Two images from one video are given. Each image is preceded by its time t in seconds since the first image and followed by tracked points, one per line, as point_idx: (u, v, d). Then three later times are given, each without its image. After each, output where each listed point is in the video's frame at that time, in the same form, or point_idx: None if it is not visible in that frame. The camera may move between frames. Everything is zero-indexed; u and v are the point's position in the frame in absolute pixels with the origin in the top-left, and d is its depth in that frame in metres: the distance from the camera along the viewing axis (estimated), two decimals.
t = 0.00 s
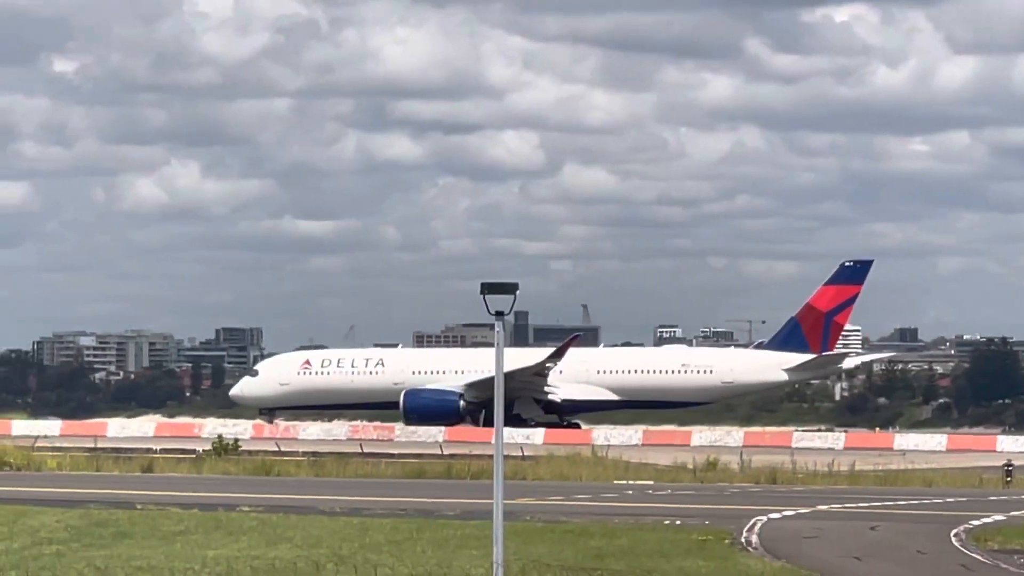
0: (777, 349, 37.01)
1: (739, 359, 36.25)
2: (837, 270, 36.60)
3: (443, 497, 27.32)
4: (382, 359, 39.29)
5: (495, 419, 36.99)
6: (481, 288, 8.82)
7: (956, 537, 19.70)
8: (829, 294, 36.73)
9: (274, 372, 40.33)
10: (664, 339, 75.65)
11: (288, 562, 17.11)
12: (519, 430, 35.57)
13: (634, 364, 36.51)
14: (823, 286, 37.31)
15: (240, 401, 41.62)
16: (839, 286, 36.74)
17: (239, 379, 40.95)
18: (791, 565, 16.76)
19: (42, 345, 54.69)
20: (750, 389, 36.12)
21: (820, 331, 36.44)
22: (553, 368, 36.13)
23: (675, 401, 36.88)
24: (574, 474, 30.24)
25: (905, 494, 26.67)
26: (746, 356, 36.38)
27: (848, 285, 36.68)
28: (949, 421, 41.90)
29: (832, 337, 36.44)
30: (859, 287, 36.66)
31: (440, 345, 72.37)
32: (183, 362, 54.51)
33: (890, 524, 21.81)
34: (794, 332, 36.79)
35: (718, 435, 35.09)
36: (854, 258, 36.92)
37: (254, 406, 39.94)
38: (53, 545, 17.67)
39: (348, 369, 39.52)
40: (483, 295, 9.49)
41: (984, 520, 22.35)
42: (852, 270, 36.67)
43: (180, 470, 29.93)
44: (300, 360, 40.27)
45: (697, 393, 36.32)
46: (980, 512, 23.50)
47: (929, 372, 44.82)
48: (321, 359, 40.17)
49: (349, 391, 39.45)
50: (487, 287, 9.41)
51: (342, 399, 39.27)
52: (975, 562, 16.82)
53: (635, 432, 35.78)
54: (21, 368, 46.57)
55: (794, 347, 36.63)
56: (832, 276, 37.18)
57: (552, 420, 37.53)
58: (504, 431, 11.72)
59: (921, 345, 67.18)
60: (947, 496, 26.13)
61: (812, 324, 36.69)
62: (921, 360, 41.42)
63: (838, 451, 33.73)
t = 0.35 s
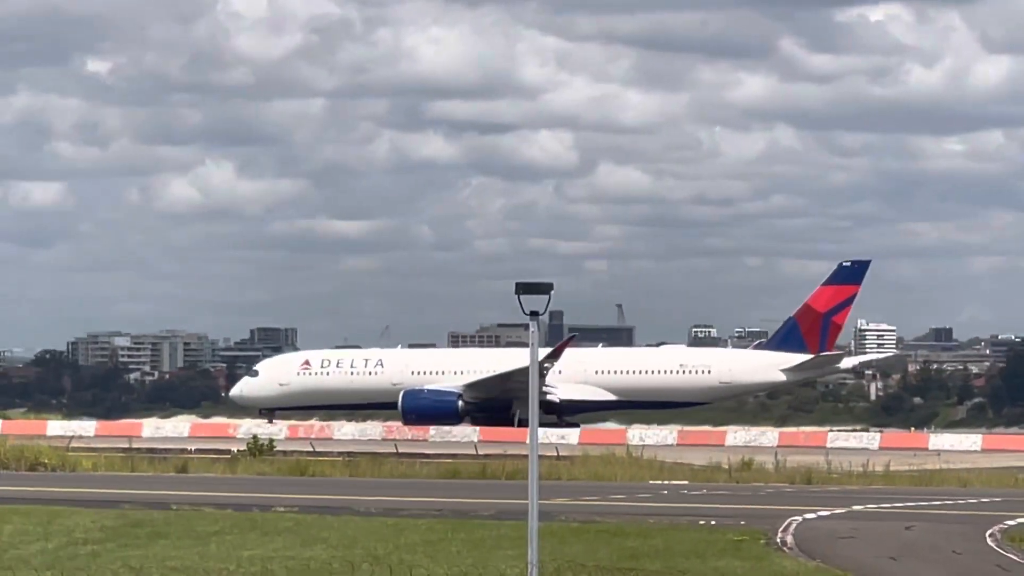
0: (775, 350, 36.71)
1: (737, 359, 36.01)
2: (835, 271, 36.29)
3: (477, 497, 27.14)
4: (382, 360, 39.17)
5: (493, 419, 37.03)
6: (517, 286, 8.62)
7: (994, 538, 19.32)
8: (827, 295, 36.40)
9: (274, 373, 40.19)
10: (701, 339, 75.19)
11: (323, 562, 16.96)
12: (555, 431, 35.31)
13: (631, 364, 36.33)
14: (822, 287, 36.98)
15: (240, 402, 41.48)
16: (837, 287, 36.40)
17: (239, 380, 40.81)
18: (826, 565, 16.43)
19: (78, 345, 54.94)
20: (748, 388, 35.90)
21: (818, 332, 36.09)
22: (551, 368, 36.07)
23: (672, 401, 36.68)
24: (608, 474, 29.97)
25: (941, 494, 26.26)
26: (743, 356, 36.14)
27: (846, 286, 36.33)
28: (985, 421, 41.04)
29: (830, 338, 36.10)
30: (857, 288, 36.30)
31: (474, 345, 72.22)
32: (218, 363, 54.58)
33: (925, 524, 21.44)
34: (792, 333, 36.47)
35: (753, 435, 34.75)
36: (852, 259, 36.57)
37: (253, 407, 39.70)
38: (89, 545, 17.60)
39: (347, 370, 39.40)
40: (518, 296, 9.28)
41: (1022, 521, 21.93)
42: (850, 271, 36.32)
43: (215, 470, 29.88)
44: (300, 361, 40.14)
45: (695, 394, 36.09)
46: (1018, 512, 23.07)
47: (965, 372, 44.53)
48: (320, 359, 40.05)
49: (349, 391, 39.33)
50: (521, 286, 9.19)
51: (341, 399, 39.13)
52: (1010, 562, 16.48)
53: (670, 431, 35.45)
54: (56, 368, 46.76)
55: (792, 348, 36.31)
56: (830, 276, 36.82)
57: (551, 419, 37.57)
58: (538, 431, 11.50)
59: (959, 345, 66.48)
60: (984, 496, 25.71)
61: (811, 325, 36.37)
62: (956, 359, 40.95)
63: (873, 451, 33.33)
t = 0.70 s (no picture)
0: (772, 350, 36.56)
1: (736, 359, 35.64)
2: (831, 271, 36.20)
3: (510, 497, 27.00)
4: (381, 359, 38.98)
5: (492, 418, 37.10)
6: (550, 285, 8.49)
7: None
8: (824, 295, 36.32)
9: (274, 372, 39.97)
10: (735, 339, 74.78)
11: (357, 562, 16.84)
12: (590, 431, 35.18)
13: (628, 364, 35.97)
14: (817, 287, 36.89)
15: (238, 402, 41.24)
16: (834, 287, 36.31)
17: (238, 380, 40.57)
18: (859, 565, 16.16)
19: (112, 345, 55.16)
20: (748, 387, 35.61)
21: (815, 331, 35.99)
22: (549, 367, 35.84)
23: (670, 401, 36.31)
24: (643, 473, 29.73)
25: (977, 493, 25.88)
26: (742, 356, 35.78)
27: (843, 286, 36.26)
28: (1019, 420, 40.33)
29: (827, 337, 36.02)
30: (854, 288, 36.24)
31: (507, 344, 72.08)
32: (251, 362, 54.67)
33: (960, 523, 21.12)
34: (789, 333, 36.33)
35: (788, 435, 34.43)
36: (849, 259, 36.49)
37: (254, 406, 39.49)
38: (123, 545, 17.55)
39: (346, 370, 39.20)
40: (552, 296, 9.12)
41: None
42: (846, 271, 36.24)
43: (250, 470, 29.86)
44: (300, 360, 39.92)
45: (693, 394, 35.72)
46: None
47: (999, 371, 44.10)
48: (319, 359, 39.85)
49: (348, 391, 39.12)
50: (554, 286, 9.03)
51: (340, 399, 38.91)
52: None
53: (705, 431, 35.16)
54: (90, 368, 46.95)
55: (789, 348, 36.18)
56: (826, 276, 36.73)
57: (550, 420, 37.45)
58: (575, 430, 11.30)
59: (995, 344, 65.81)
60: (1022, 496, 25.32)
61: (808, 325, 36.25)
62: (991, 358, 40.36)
63: (908, 450, 32.96)
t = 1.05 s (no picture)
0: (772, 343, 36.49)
1: (736, 354, 35.33)
2: (832, 265, 36.10)
3: (547, 491, 26.87)
4: (382, 354, 38.65)
5: (491, 413, 37.01)
6: (588, 279, 8.40)
7: None
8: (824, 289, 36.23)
9: (274, 367, 39.60)
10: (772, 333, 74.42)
11: (394, 556, 16.77)
12: (626, 425, 35.07)
13: (627, 358, 35.57)
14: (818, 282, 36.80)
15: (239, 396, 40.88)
16: (834, 281, 36.22)
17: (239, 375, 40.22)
18: (894, 559, 15.91)
19: (150, 339, 55.47)
20: (748, 383, 35.36)
21: (814, 325, 35.93)
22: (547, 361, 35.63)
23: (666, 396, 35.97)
24: (679, 468, 29.51)
25: (1016, 488, 25.52)
26: (742, 351, 35.48)
27: (843, 280, 36.14)
28: None
29: (826, 332, 35.95)
30: (854, 282, 36.13)
31: (544, 339, 71.97)
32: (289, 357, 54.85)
33: (997, 517, 20.79)
34: (789, 328, 36.27)
35: (824, 429, 34.18)
36: (849, 253, 36.34)
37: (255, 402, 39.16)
38: (160, 539, 17.55)
39: (347, 364, 38.88)
40: (588, 289, 9.00)
41: None
42: (846, 265, 36.13)
43: (286, 464, 29.88)
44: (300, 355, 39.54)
45: (691, 389, 35.38)
46: None
47: None
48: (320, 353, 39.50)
49: (348, 386, 38.80)
50: (593, 280, 8.91)
51: (340, 395, 38.59)
52: None
53: (742, 426, 34.91)
54: (127, 362, 47.17)
55: (788, 342, 36.12)
56: (827, 270, 36.62)
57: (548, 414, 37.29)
58: (612, 426, 11.15)
59: None
60: None
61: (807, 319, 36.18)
62: None
63: (944, 444, 32.69)
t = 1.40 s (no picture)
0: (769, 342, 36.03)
1: (734, 351, 34.99)
2: (830, 263, 35.83)
3: (583, 489, 26.66)
4: (382, 353, 38.49)
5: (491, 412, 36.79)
6: (626, 275, 8.28)
7: None
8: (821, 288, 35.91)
9: (274, 366, 39.44)
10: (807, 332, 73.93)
11: (428, 555, 16.61)
12: (662, 424, 34.66)
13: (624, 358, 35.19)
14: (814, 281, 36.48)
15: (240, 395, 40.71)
16: (831, 280, 35.94)
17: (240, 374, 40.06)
18: (931, 557, 15.64)
19: (184, 337, 55.63)
20: (749, 380, 35.06)
21: (814, 324, 35.55)
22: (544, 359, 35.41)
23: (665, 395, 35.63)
24: (715, 466, 29.23)
25: None
26: (740, 348, 35.15)
27: (841, 279, 35.87)
28: None
29: (825, 330, 35.58)
30: (851, 282, 35.89)
31: (579, 337, 71.74)
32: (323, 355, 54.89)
33: None
34: (787, 326, 35.83)
35: (860, 427, 33.79)
36: (846, 252, 36.13)
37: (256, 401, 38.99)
38: (196, 538, 17.47)
39: (347, 364, 38.70)
40: (623, 287, 8.81)
41: None
42: (844, 264, 35.88)
43: (321, 463, 29.81)
44: (301, 354, 39.36)
45: (690, 387, 35.04)
46: None
47: None
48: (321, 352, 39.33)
49: (348, 385, 38.62)
50: (627, 278, 8.73)
51: (341, 394, 38.41)
52: None
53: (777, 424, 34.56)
54: (163, 361, 47.28)
55: (786, 341, 35.68)
56: (823, 269, 36.34)
57: (548, 412, 37.09)
58: (646, 423, 10.95)
59: None
60: None
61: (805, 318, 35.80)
62: None
63: (981, 442, 32.33)
